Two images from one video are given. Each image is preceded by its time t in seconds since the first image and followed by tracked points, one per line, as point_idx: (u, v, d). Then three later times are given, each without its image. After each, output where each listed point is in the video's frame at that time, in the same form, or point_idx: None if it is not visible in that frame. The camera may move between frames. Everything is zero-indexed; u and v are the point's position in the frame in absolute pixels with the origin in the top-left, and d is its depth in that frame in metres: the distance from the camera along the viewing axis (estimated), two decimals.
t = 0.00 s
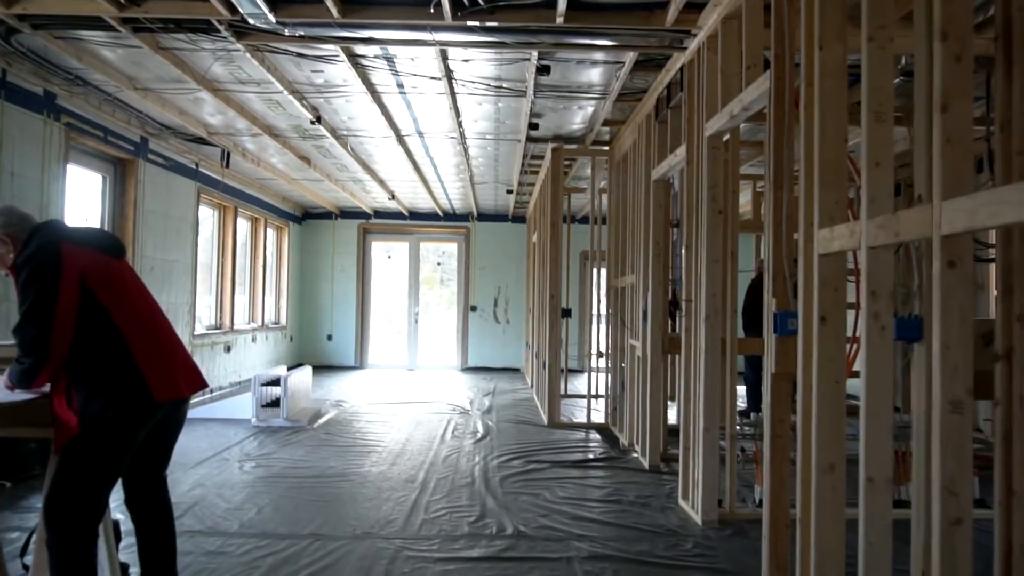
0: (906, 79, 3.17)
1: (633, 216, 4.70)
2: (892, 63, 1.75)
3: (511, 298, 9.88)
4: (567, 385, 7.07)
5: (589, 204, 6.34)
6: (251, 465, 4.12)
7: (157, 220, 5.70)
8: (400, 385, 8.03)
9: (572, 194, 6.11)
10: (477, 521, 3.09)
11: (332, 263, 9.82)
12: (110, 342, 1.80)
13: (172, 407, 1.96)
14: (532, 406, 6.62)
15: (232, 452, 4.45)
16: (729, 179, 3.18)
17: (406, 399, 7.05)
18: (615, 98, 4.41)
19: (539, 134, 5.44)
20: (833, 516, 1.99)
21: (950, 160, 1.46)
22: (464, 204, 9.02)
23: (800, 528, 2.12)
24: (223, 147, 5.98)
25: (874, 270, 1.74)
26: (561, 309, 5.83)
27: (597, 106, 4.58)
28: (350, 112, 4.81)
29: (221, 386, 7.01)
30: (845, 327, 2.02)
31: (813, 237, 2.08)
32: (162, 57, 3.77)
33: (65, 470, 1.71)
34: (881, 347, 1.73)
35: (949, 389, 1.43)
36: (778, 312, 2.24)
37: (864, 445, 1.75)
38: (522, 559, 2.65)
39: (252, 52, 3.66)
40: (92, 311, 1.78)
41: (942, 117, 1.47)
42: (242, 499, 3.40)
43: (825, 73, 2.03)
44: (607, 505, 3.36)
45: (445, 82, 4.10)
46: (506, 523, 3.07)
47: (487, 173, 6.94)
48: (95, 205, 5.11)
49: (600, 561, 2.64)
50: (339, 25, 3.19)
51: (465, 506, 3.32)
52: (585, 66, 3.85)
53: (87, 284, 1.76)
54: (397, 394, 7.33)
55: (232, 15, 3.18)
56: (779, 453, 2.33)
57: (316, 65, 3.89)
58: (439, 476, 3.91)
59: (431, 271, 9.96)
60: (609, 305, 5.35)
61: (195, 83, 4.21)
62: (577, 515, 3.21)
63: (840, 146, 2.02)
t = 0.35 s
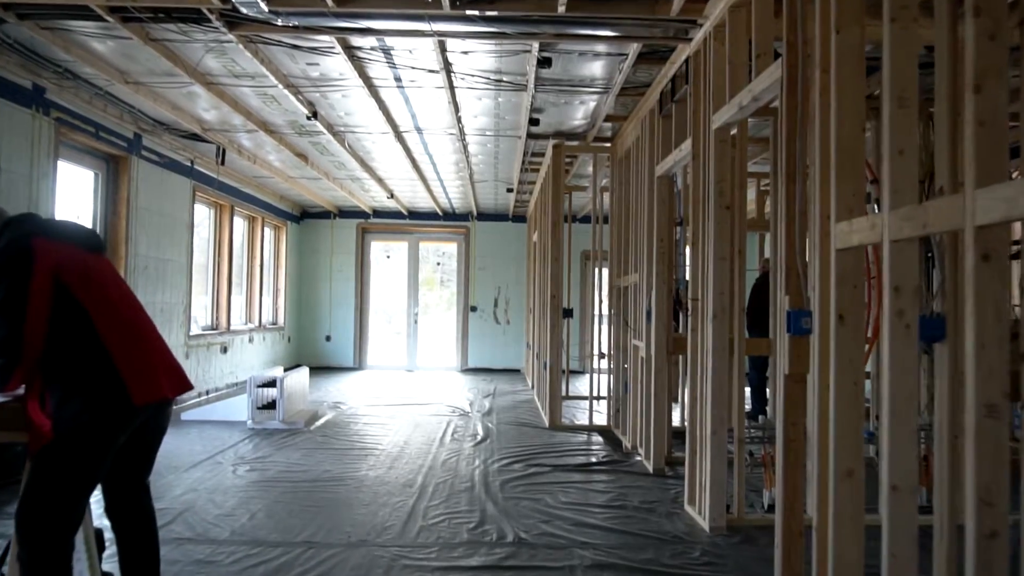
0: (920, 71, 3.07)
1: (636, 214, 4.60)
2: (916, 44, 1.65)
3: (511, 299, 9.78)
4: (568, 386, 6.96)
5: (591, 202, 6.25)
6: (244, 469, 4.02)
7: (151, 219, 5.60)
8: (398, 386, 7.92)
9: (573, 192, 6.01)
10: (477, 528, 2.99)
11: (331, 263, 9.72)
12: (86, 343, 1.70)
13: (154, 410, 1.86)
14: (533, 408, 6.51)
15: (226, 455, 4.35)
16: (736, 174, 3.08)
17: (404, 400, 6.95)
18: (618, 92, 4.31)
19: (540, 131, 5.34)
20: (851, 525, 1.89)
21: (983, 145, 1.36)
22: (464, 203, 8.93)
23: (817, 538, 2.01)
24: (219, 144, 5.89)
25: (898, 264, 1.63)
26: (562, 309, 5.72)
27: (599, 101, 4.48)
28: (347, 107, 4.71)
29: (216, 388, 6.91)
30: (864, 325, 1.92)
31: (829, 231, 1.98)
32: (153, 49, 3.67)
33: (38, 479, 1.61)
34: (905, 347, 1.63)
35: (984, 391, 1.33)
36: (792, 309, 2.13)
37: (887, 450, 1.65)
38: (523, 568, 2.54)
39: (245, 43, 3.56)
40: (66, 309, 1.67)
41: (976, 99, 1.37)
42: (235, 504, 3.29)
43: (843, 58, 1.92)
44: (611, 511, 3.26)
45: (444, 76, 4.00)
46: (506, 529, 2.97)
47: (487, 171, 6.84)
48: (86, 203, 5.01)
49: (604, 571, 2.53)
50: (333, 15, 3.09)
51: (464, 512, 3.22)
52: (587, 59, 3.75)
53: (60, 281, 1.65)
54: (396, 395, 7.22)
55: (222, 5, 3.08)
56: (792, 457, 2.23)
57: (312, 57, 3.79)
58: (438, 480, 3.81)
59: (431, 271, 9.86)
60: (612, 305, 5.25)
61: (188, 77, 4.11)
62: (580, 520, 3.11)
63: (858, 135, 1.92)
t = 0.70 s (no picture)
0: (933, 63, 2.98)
1: (640, 212, 4.50)
2: (943, 27, 1.55)
3: (512, 299, 9.68)
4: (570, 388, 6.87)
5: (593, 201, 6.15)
6: (238, 474, 3.91)
7: (145, 217, 5.50)
8: (397, 388, 7.82)
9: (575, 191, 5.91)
10: (477, 535, 2.89)
11: (329, 263, 9.62)
12: (62, 342, 1.61)
13: (136, 413, 1.77)
14: (534, 410, 6.41)
15: (220, 459, 4.25)
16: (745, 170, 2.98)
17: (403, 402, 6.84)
18: (621, 88, 4.22)
19: (541, 128, 5.25)
20: (873, 537, 1.78)
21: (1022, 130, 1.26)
22: (464, 202, 8.83)
23: (835, 549, 1.91)
24: (214, 142, 5.79)
25: (924, 261, 1.53)
26: (564, 309, 5.62)
27: (602, 96, 4.39)
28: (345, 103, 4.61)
29: (213, 389, 6.81)
30: (885, 325, 1.82)
31: (848, 227, 1.88)
32: (144, 42, 3.57)
33: (8, 488, 1.50)
34: (934, 349, 1.52)
35: None
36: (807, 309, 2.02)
37: (915, 458, 1.55)
38: None
39: (239, 36, 3.46)
40: (39, 308, 1.57)
41: (1014, 82, 1.28)
42: (227, 511, 3.19)
43: (863, 44, 1.82)
44: (615, 517, 3.15)
45: (443, 70, 3.90)
46: (508, 537, 2.87)
47: (488, 170, 6.75)
48: (78, 201, 4.91)
49: None
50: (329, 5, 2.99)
51: (464, 518, 3.12)
52: (590, 53, 3.66)
53: (32, 279, 1.54)
54: (395, 396, 7.12)
55: None
56: (806, 464, 2.13)
57: (308, 51, 3.69)
58: (436, 484, 3.70)
59: (430, 271, 9.76)
60: (614, 305, 5.14)
61: (182, 71, 4.02)
62: (583, 527, 3.01)
63: (880, 125, 1.82)
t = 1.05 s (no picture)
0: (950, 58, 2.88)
1: (644, 211, 4.40)
2: (979, 12, 1.45)
3: (513, 300, 9.58)
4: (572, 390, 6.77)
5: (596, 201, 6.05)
6: (233, 480, 3.81)
7: (141, 217, 5.40)
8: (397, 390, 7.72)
9: (577, 190, 5.81)
10: (479, 546, 2.79)
11: (328, 263, 9.52)
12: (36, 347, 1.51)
13: (121, 421, 1.66)
14: (536, 413, 6.30)
15: (215, 465, 4.14)
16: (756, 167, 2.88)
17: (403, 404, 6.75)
18: (626, 84, 4.12)
19: (543, 126, 5.15)
20: (899, 556, 1.68)
21: None
22: (464, 202, 8.73)
23: (857, 568, 1.80)
24: (211, 141, 5.69)
25: (959, 262, 1.43)
26: (567, 311, 5.52)
27: (606, 93, 4.29)
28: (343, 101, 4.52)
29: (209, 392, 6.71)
30: (913, 331, 1.72)
31: (872, 226, 1.78)
32: (136, 36, 3.47)
33: None
34: (969, 356, 1.43)
35: None
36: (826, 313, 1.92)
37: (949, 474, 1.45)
38: None
39: (234, 30, 3.36)
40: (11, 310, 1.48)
41: None
42: (220, 520, 3.09)
43: (888, 33, 1.72)
44: (621, 527, 3.05)
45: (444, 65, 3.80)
46: (510, 548, 2.76)
47: (489, 169, 6.65)
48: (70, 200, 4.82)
49: None
50: None
51: (465, 528, 3.01)
52: (595, 48, 3.56)
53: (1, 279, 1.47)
54: (394, 399, 7.02)
55: None
56: (825, 476, 2.03)
57: (305, 45, 3.60)
58: (437, 491, 3.60)
59: (430, 271, 9.66)
60: (618, 307, 5.04)
61: (176, 67, 3.92)
62: (588, 538, 2.90)
63: (906, 119, 1.72)
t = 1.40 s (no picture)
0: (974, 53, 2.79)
1: (654, 211, 4.30)
2: None
3: (517, 301, 9.49)
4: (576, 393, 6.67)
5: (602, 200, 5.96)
6: (231, 484, 3.72)
7: (140, 215, 5.32)
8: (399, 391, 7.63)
9: (584, 189, 5.70)
10: (484, 556, 2.69)
11: (330, 262, 9.44)
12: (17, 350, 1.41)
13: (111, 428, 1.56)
14: (540, 416, 6.21)
15: (213, 468, 4.06)
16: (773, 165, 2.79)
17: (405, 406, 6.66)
18: (636, 81, 4.02)
19: (549, 124, 5.06)
20: None
21: None
22: (468, 201, 8.64)
23: None
24: (212, 137, 5.61)
25: (1007, 264, 1.34)
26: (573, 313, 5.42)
27: (615, 90, 4.19)
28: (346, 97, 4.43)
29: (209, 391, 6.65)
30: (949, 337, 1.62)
31: (906, 226, 1.68)
32: (134, 29, 3.38)
33: None
34: (1018, 366, 1.33)
35: None
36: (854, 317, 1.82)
37: (994, 492, 1.35)
38: None
39: (235, 22, 3.27)
40: None
41: None
42: (218, 526, 3.00)
43: (925, 21, 1.62)
44: (632, 537, 2.95)
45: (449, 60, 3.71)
46: (517, 558, 2.67)
47: (493, 168, 6.56)
48: (68, 197, 4.74)
49: None
50: None
51: (471, 537, 2.92)
52: (605, 42, 3.46)
53: None
54: (396, 400, 6.93)
55: None
56: (851, 488, 1.93)
57: (308, 39, 3.50)
58: (441, 497, 3.51)
59: (433, 271, 9.57)
60: (625, 308, 4.94)
61: (175, 61, 3.83)
62: (597, 548, 2.80)
63: (944, 112, 1.62)
